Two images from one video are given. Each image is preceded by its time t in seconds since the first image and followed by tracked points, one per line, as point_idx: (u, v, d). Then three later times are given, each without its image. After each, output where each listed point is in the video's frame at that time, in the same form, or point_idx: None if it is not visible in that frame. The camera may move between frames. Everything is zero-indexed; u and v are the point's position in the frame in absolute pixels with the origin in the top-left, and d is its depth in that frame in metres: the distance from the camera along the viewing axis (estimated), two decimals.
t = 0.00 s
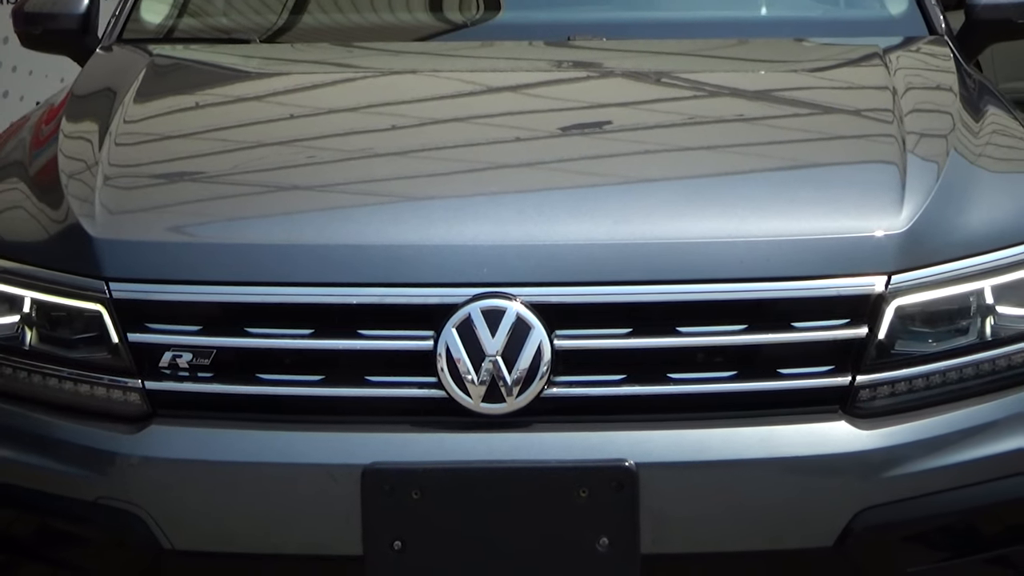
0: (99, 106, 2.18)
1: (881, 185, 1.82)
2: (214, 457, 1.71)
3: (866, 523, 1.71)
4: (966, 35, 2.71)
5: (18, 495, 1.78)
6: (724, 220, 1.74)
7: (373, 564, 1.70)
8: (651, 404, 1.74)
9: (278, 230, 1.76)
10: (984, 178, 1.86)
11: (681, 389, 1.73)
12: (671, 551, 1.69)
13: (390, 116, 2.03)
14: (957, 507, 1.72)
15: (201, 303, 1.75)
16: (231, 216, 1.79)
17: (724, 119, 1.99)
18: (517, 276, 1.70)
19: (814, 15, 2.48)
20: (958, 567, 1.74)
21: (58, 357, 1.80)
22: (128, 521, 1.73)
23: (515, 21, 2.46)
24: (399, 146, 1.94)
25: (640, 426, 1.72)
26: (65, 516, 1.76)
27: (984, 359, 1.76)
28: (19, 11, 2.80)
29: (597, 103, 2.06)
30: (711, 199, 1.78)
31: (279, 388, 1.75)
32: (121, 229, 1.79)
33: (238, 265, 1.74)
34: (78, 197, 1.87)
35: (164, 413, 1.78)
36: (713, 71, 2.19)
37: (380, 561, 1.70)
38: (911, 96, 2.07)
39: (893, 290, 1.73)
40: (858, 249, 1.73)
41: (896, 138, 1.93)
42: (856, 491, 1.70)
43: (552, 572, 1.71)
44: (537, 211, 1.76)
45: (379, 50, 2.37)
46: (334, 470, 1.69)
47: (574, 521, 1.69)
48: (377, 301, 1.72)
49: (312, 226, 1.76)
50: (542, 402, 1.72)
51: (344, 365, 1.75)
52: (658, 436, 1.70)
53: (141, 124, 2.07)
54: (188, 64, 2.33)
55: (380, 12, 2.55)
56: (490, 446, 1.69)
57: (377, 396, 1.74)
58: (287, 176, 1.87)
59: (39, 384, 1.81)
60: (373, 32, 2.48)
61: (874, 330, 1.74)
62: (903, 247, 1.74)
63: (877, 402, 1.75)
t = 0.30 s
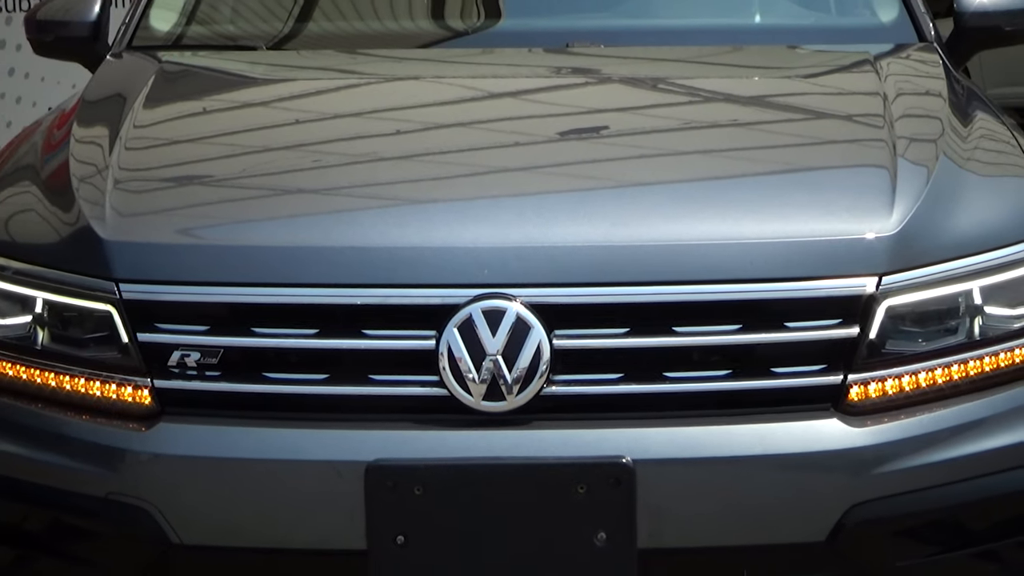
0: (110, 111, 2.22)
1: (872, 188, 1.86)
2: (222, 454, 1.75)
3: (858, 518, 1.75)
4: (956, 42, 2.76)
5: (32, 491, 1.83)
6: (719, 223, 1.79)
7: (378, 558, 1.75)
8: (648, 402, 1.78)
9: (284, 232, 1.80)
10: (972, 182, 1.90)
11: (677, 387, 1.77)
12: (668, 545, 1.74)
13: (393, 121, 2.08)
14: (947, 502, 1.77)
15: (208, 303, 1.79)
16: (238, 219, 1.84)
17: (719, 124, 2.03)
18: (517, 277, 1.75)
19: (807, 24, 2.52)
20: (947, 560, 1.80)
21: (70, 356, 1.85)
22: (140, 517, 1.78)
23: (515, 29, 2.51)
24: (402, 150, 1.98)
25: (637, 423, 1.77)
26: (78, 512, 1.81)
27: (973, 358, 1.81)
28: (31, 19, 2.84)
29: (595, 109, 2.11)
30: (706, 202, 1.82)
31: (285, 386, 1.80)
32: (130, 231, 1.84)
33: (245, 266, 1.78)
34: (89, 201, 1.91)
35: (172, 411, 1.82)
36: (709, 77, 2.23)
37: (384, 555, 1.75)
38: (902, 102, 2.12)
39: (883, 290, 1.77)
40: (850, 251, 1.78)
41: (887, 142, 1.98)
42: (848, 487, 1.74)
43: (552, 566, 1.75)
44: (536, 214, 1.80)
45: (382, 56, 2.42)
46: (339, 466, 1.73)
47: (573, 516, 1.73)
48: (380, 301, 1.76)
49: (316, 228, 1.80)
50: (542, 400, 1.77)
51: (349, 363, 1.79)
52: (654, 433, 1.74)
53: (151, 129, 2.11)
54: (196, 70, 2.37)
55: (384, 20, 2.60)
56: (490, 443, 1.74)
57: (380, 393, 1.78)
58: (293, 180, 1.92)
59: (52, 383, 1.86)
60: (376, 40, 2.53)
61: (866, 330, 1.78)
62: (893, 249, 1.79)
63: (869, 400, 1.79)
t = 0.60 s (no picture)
0: (118, 115, 2.26)
1: (864, 190, 1.90)
2: (228, 451, 1.80)
3: (851, 513, 1.79)
4: (947, 47, 2.79)
5: (42, 487, 1.87)
6: (714, 224, 1.83)
7: (381, 552, 1.79)
8: (645, 400, 1.82)
9: (289, 233, 1.85)
10: (963, 185, 1.94)
11: (673, 385, 1.81)
12: (666, 539, 1.78)
13: (396, 125, 2.12)
14: (937, 498, 1.81)
15: (215, 303, 1.83)
16: (244, 220, 1.88)
17: (715, 128, 2.07)
18: (516, 277, 1.78)
19: (801, 29, 2.57)
20: (937, 554, 1.84)
21: (79, 355, 1.89)
22: (147, 513, 1.82)
23: (515, 34, 2.55)
24: (405, 153, 2.02)
25: (634, 421, 1.80)
26: (88, 507, 1.85)
27: (963, 357, 1.85)
28: (42, 24, 2.88)
29: (594, 113, 2.15)
30: (702, 205, 1.86)
31: (290, 384, 1.83)
32: (139, 233, 1.88)
33: (251, 267, 1.82)
34: (99, 203, 1.96)
35: (180, 409, 1.86)
36: (705, 82, 2.27)
37: (387, 550, 1.79)
38: (893, 106, 2.16)
39: (875, 290, 1.82)
40: (843, 252, 1.82)
41: (879, 146, 2.02)
42: (841, 483, 1.78)
43: (551, 560, 1.79)
44: (536, 216, 1.84)
45: (384, 61, 2.46)
46: (343, 463, 1.77)
47: (572, 512, 1.77)
48: (383, 301, 1.80)
49: (321, 230, 1.84)
50: (542, 398, 1.81)
51: (352, 361, 1.83)
52: (651, 431, 1.78)
53: (159, 133, 2.15)
54: (203, 75, 2.42)
55: (387, 25, 2.65)
56: (491, 440, 1.78)
57: (383, 391, 1.82)
58: (297, 182, 1.96)
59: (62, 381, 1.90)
60: (379, 45, 2.57)
61: (858, 330, 1.82)
62: (886, 250, 1.83)
63: (861, 398, 1.82)
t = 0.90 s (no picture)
0: (128, 120, 2.31)
1: (856, 193, 1.95)
2: (235, 447, 1.84)
3: (842, 508, 1.84)
4: (935, 54, 2.83)
5: (54, 483, 1.91)
6: (709, 227, 1.87)
7: (384, 546, 1.84)
8: (642, 398, 1.86)
9: (294, 235, 1.89)
10: (952, 189, 1.99)
11: (669, 383, 1.85)
12: (662, 533, 1.83)
13: (399, 130, 2.17)
14: (927, 493, 1.86)
15: (222, 303, 1.87)
16: (250, 222, 1.92)
17: (710, 132, 2.12)
18: (516, 278, 1.83)
19: (794, 37, 2.62)
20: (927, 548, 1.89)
21: (88, 353, 1.93)
22: (157, 508, 1.87)
23: (514, 41, 2.60)
24: (408, 157, 2.07)
25: (631, 418, 1.85)
26: (98, 502, 1.89)
27: (952, 356, 1.89)
28: (53, 32, 2.92)
29: (591, 118, 2.20)
30: (697, 208, 1.91)
31: (295, 382, 1.87)
32: (147, 234, 1.93)
33: (256, 268, 1.87)
34: (108, 206, 2.00)
35: (187, 406, 1.90)
36: (701, 88, 2.32)
37: (390, 544, 1.84)
38: (884, 111, 2.21)
39: (867, 291, 1.86)
40: (835, 253, 1.86)
41: (870, 150, 2.06)
42: (832, 478, 1.83)
43: (550, 554, 1.84)
44: (535, 218, 1.89)
45: (386, 67, 2.51)
46: (346, 459, 1.82)
47: (570, 507, 1.82)
48: (386, 301, 1.84)
49: (325, 232, 1.89)
50: (541, 396, 1.84)
51: (355, 360, 1.87)
52: (648, 427, 1.83)
53: (167, 137, 2.20)
54: (211, 81, 2.47)
55: (389, 33, 2.70)
56: (491, 436, 1.82)
57: (386, 390, 1.86)
58: (302, 186, 2.01)
59: (72, 379, 1.94)
60: (381, 52, 2.62)
61: (850, 329, 1.86)
62: (877, 251, 1.87)
63: (852, 395, 1.87)
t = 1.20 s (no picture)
0: (137, 124, 2.36)
1: (849, 196, 1.99)
2: (242, 444, 1.88)
3: (835, 504, 1.88)
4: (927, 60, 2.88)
5: (64, 479, 1.96)
6: (705, 229, 1.92)
7: (387, 541, 1.88)
8: (639, 397, 1.90)
9: (300, 238, 1.94)
10: (942, 192, 2.04)
11: (666, 381, 1.89)
12: (659, 528, 1.87)
13: (401, 134, 2.22)
14: (918, 489, 1.90)
15: (229, 303, 1.91)
16: (256, 224, 1.97)
17: (706, 136, 2.17)
18: (517, 279, 1.87)
19: (788, 43, 2.66)
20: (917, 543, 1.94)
21: (99, 353, 1.98)
22: (166, 503, 1.91)
23: (514, 47, 2.65)
24: (411, 161, 2.12)
25: (628, 416, 1.89)
26: (108, 497, 1.94)
27: (942, 355, 1.94)
28: (63, 38, 2.96)
29: (590, 122, 2.24)
30: (693, 211, 1.95)
31: (301, 381, 1.92)
32: (156, 236, 1.98)
33: (262, 269, 1.91)
34: (118, 208, 2.05)
35: (195, 404, 1.95)
36: (697, 93, 2.36)
37: (393, 538, 1.88)
38: (876, 116, 2.25)
39: (859, 291, 1.90)
40: (828, 255, 1.90)
41: (862, 153, 2.11)
42: (825, 475, 1.87)
43: (550, 549, 1.88)
44: (535, 221, 1.93)
45: (389, 73, 2.55)
46: (351, 456, 1.86)
47: (569, 503, 1.86)
48: (389, 301, 1.88)
49: (330, 234, 1.94)
50: (541, 394, 1.89)
51: (359, 358, 1.91)
52: (645, 425, 1.87)
53: (175, 141, 2.25)
54: (218, 86, 2.51)
55: (391, 39, 2.75)
56: (492, 434, 1.87)
57: (390, 388, 1.90)
58: (306, 189, 2.05)
59: (83, 378, 1.98)
60: (384, 57, 2.67)
61: (843, 328, 1.90)
62: (869, 253, 1.91)
63: (845, 394, 1.91)
